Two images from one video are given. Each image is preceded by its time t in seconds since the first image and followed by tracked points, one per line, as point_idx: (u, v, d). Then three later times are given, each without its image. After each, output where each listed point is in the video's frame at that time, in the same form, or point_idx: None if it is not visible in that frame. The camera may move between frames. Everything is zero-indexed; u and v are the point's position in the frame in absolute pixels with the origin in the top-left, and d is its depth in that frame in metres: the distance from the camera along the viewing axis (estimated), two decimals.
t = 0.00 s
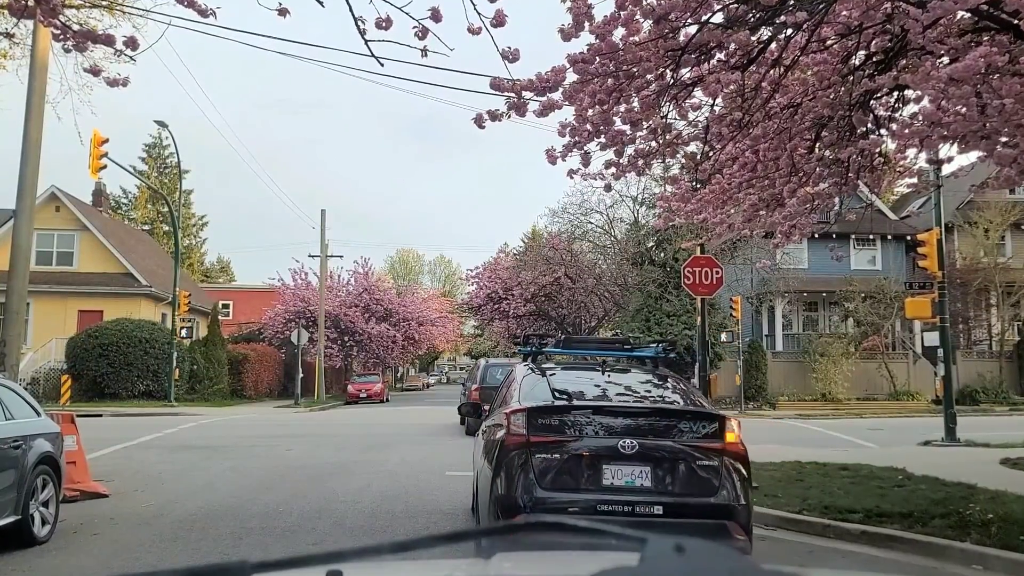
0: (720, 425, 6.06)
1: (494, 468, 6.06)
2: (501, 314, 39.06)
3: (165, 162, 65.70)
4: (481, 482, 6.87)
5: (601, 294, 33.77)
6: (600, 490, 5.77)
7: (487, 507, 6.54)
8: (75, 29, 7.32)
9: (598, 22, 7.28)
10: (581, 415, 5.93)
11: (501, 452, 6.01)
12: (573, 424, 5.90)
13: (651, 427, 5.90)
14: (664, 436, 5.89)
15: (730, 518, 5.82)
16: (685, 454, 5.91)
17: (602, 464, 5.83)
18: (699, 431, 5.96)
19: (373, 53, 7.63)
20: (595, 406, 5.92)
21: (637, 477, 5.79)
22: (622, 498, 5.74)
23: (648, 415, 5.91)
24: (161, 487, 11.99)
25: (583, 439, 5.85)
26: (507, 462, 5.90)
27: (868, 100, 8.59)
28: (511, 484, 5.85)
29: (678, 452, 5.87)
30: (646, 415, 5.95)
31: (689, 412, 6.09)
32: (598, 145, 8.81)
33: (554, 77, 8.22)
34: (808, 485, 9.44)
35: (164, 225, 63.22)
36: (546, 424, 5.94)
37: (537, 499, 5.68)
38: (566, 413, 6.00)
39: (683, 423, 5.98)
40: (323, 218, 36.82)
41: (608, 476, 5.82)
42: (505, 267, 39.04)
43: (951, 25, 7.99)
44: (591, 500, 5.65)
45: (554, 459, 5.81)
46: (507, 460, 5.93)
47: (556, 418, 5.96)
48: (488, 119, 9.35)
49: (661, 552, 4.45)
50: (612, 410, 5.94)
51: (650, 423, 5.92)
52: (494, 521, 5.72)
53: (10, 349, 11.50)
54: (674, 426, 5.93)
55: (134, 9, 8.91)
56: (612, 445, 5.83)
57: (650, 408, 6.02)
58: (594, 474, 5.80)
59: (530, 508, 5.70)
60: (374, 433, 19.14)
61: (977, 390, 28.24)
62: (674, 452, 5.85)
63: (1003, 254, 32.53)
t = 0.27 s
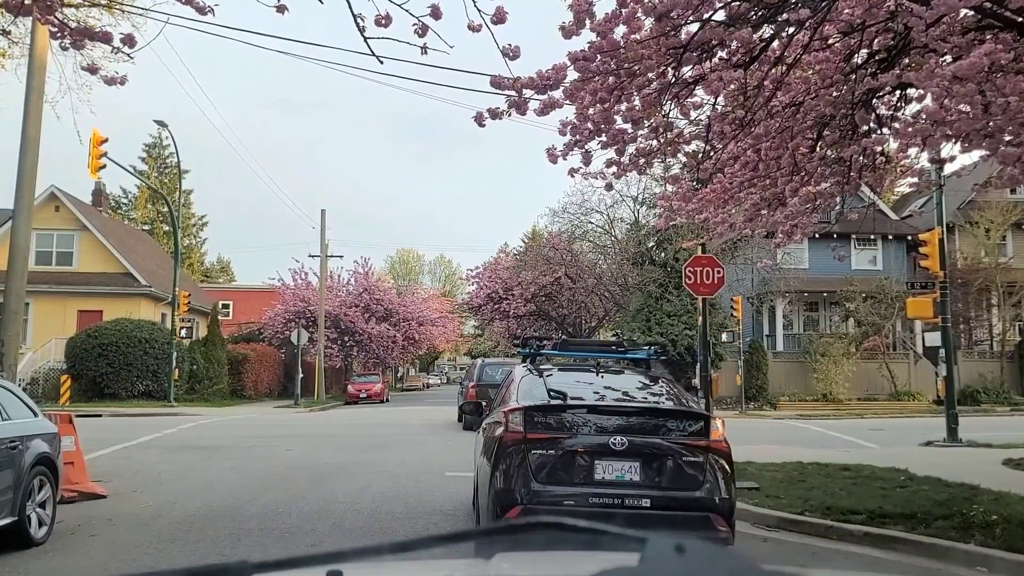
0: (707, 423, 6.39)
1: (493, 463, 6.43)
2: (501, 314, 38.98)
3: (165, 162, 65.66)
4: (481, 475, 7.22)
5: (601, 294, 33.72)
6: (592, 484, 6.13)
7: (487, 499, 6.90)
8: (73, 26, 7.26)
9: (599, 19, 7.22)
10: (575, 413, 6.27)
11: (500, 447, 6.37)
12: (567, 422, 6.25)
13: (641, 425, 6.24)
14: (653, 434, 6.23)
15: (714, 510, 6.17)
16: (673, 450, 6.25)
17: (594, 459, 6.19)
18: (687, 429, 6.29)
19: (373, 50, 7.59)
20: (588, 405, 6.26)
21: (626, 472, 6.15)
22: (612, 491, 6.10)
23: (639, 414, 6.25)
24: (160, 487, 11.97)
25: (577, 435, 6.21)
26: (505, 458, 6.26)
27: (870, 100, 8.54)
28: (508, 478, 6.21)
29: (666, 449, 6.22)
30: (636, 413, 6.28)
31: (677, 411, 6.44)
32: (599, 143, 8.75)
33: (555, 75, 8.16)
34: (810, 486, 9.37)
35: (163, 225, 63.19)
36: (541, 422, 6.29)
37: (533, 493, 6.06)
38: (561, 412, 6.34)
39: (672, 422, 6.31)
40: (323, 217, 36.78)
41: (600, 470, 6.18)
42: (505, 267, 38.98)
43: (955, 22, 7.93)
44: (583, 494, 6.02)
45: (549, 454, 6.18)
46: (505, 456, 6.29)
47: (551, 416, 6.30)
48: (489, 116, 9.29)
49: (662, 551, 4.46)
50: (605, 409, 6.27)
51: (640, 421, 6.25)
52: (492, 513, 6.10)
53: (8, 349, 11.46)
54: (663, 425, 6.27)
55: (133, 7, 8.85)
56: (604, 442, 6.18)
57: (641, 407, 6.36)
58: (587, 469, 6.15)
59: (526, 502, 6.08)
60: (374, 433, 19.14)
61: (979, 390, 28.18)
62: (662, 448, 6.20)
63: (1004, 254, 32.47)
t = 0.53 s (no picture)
0: (692, 421, 6.77)
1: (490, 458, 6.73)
2: (502, 314, 38.84)
3: (165, 162, 65.62)
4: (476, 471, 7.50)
5: (602, 294, 33.64)
6: (584, 478, 6.46)
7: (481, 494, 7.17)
8: (67, 22, 7.17)
9: (601, 16, 7.14)
10: (568, 410, 6.61)
11: (497, 443, 6.68)
12: (561, 419, 6.58)
13: (631, 422, 6.59)
14: (643, 430, 6.59)
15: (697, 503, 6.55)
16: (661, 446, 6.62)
17: (586, 454, 6.52)
18: (674, 425, 6.66)
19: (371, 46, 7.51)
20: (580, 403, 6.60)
21: (617, 466, 6.49)
22: (603, 484, 6.44)
23: (630, 411, 6.61)
24: (158, 487, 11.92)
25: (570, 432, 6.55)
26: (502, 452, 6.57)
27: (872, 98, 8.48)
28: (504, 472, 6.52)
29: (655, 444, 6.58)
30: (627, 411, 6.64)
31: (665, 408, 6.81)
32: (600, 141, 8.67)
33: (556, 71, 8.08)
34: (813, 487, 9.28)
35: (164, 225, 63.11)
36: (537, 419, 6.62)
37: (528, 487, 6.37)
38: (556, 410, 6.67)
39: (660, 419, 6.68)
40: (323, 217, 36.70)
41: (591, 464, 6.51)
42: (506, 267, 38.89)
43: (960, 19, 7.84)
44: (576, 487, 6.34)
45: (544, 449, 6.49)
46: (502, 451, 6.60)
47: (545, 413, 6.64)
48: (489, 114, 9.20)
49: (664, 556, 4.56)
50: (596, 406, 6.61)
51: (630, 418, 6.61)
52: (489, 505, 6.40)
53: (5, 350, 11.40)
54: (652, 421, 6.63)
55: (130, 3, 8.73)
56: (596, 437, 6.52)
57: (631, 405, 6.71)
58: (579, 464, 6.48)
59: (521, 494, 6.39)
60: (374, 433, 19.10)
61: (980, 391, 28.10)
62: (651, 444, 6.56)
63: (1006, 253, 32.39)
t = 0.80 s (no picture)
0: (680, 421, 7.40)
1: (492, 455, 7.40)
2: (502, 315, 38.59)
3: (164, 162, 65.49)
4: (480, 465, 8.17)
5: (602, 294, 33.51)
6: (579, 475, 7.11)
7: (484, 488, 7.83)
8: (60, 16, 7.06)
9: (603, 9, 7.00)
10: (564, 412, 7.24)
11: (498, 441, 7.34)
12: (557, 420, 7.21)
13: (623, 422, 7.22)
14: (634, 430, 7.22)
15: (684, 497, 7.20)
16: (651, 445, 7.26)
17: (581, 452, 7.16)
18: (663, 426, 7.30)
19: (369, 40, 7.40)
20: (575, 405, 7.24)
21: (609, 463, 7.14)
22: (596, 480, 7.09)
23: (621, 413, 7.24)
24: (157, 489, 11.84)
25: (567, 431, 7.18)
26: (502, 451, 7.23)
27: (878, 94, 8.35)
28: (505, 469, 7.19)
29: (646, 443, 7.22)
30: (618, 412, 7.27)
31: (654, 410, 7.44)
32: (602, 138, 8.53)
33: (558, 66, 7.94)
34: (818, 489, 9.15)
35: (163, 225, 62.93)
36: (535, 419, 7.27)
37: (527, 483, 7.05)
38: (553, 411, 7.30)
39: (650, 420, 7.32)
40: (323, 217, 36.56)
41: (586, 462, 7.15)
42: (506, 267, 38.73)
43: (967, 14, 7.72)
44: (571, 483, 7.00)
45: (541, 448, 7.14)
46: (502, 449, 7.26)
47: (542, 414, 7.29)
48: (489, 110, 9.08)
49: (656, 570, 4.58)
50: (590, 408, 7.24)
51: (621, 419, 7.25)
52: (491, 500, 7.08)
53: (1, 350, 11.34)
54: (643, 422, 7.26)
55: None
56: (590, 437, 7.16)
57: (623, 407, 7.34)
58: (574, 461, 7.13)
59: (520, 489, 7.07)
60: (374, 434, 19.05)
61: (983, 391, 27.97)
62: (641, 442, 7.20)
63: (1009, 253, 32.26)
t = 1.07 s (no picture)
0: (671, 420, 8.01)
1: (493, 452, 8.06)
2: (502, 314, 38.38)
3: (163, 162, 65.29)
4: (483, 461, 8.82)
5: (603, 293, 33.30)
6: (576, 471, 7.74)
7: (486, 485, 8.45)
8: (46, 6, 6.87)
9: None
10: (561, 412, 7.87)
11: (499, 438, 8.01)
12: (554, 420, 7.85)
13: (617, 422, 7.84)
14: (628, 429, 7.84)
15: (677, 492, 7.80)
16: (645, 443, 7.88)
17: (577, 450, 7.79)
18: (656, 425, 7.92)
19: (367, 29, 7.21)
20: (571, 405, 7.87)
21: (604, 460, 7.77)
22: (592, 476, 7.72)
23: (616, 413, 7.86)
24: (152, 491, 11.67)
25: (564, 431, 7.82)
26: (503, 448, 7.87)
27: (887, 88, 8.20)
28: (505, 465, 7.84)
29: (640, 441, 7.84)
30: (613, 412, 7.91)
31: (648, 410, 8.04)
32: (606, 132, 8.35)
33: (561, 57, 7.77)
34: (826, 491, 8.94)
35: (162, 225, 62.73)
36: (533, 419, 7.91)
37: (526, 479, 7.70)
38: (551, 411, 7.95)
39: (644, 419, 7.94)
40: (322, 216, 36.34)
41: (582, 459, 7.78)
42: (507, 267, 38.51)
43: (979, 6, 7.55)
44: (567, 479, 7.63)
45: (540, 446, 7.79)
46: (503, 447, 7.91)
47: (541, 414, 7.93)
48: (490, 102, 8.88)
49: None
50: (585, 408, 7.87)
51: (616, 418, 7.87)
52: (492, 494, 7.74)
53: None
54: (637, 422, 7.87)
55: None
56: (586, 435, 7.79)
57: (617, 407, 7.96)
58: (570, 458, 7.77)
59: (520, 485, 7.71)
60: (374, 435, 18.92)
61: (987, 391, 27.77)
62: (634, 440, 7.82)
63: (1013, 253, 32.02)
